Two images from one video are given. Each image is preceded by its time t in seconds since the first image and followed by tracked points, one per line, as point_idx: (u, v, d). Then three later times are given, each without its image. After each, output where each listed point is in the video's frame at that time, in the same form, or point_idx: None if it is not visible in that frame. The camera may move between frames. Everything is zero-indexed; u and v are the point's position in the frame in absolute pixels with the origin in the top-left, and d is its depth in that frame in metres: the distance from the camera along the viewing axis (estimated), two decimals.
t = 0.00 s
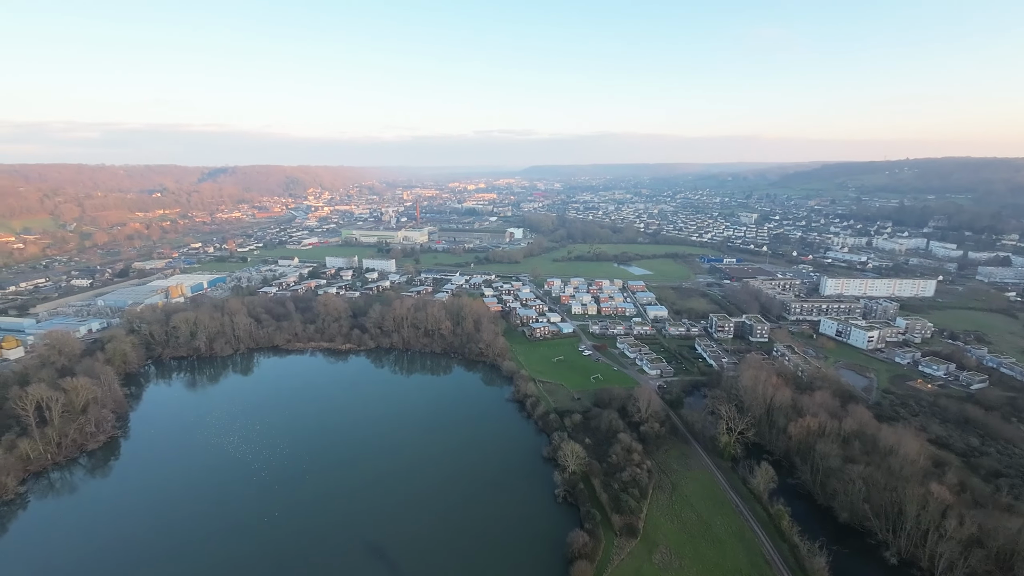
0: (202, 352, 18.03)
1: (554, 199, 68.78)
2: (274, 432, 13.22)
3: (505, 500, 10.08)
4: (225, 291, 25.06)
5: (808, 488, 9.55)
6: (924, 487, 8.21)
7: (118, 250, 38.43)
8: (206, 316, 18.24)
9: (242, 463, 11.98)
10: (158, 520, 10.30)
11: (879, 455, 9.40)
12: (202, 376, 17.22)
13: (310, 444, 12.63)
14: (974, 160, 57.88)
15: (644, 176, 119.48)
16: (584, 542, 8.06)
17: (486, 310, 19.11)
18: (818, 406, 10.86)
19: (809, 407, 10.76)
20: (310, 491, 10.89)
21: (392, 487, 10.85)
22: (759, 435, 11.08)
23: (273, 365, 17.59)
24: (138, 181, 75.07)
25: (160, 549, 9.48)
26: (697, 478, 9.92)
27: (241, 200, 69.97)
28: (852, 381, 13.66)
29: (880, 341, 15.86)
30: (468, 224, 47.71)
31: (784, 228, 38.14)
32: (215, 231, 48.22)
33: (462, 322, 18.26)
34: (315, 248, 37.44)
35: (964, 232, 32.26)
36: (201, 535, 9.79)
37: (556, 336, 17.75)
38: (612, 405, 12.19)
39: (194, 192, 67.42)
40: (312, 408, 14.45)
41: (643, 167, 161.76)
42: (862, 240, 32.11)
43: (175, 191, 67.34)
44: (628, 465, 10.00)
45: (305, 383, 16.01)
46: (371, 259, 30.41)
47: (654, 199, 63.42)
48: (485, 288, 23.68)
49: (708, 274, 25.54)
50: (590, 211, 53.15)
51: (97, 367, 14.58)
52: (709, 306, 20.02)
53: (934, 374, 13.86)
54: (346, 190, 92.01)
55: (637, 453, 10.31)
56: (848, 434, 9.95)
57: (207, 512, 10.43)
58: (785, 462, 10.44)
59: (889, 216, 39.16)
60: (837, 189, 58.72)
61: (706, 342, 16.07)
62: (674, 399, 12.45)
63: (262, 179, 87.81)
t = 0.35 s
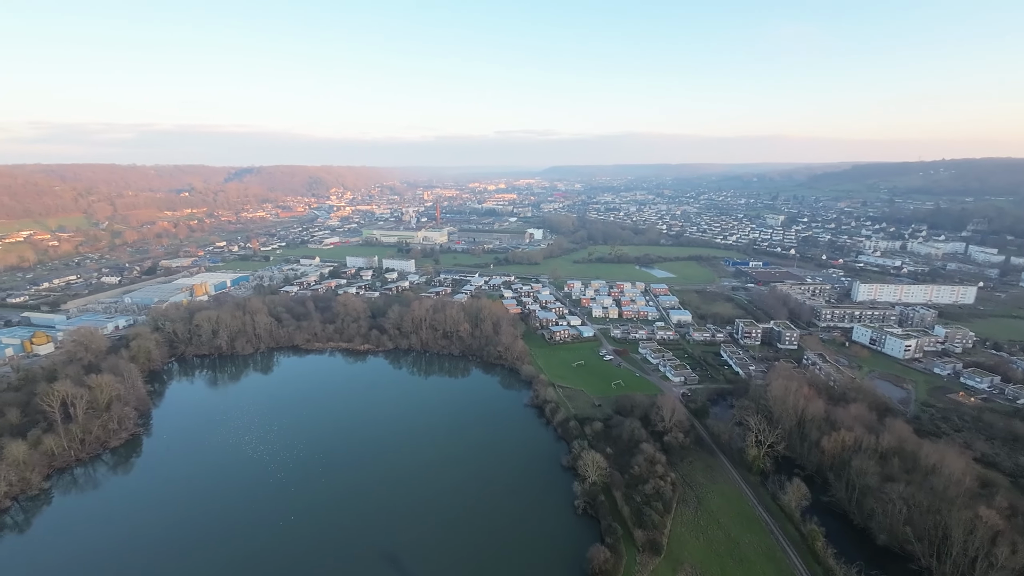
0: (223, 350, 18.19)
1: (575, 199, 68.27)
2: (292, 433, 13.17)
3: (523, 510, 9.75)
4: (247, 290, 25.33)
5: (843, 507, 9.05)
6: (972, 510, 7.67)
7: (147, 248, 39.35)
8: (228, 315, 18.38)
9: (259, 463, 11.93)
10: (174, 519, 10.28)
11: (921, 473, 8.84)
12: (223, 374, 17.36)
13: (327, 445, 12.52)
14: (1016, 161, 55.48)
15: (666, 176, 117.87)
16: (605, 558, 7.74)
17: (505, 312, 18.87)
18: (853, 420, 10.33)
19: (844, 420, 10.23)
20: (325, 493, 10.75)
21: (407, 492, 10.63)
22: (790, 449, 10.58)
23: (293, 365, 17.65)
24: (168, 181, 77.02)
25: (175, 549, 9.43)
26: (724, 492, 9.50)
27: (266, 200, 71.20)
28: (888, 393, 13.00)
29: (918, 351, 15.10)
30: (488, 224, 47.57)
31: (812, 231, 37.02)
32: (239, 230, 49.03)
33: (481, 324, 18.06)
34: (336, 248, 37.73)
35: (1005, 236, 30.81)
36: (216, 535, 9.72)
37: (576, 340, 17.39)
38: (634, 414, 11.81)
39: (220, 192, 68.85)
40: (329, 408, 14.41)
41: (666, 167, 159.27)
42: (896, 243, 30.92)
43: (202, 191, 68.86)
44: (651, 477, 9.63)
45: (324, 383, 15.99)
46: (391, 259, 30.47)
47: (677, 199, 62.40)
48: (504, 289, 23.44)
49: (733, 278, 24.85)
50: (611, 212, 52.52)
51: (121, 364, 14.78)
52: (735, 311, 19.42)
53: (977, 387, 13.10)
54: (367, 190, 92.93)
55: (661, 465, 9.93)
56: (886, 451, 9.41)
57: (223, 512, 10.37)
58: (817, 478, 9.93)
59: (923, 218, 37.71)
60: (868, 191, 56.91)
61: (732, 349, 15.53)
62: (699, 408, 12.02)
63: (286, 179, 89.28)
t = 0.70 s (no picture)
0: (241, 348, 18.28)
1: (593, 199, 67.75)
2: (307, 433, 13.07)
3: (541, 521, 9.44)
4: (267, 288, 25.52)
5: (878, 525, 8.55)
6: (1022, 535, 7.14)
7: (171, 245, 40.12)
8: (247, 313, 18.48)
9: (274, 463, 11.85)
10: (190, 518, 10.24)
11: (964, 493, 8.30)
12: (242, 372, 17.46)
13: (341, 446, 12.38)
14: None
15: (687, 176, 116.67)
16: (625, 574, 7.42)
17: (523, 314, 18.62)
18: (888, 432, 9.81)
19: (879, 432, 9.71)
20: (340, 495, 10.63)
21: (423, 497, 10.46)
22: (820, 462, 10.09)
23: (310, 364, 17.68)
24: (192, 180, 78.59)
25: (188, 550, 9.36)
26: (750, 507, 9.07)
27: (287, 198, 72.16)
28: (925, 404, 12.37)
29: (956, 359, 14.37)
30: (506, 224, 47.40)
31: (839, 232, 35.98)
32: (261, 228, 49.67)
33: (498, 326, 17.83)
34: (354, 246, 37.92)
35: None
36: (230, 536, 9.63)
37: (595, 343, 17.04)
38: (655, 422, 11.43)
39: (243, 191, 69.96)
40: (345, 408, 14.32)
41: (684, 167, 158.35)
42: (928, 246, 29.82)
43: (226, 190, 70.04)
44: (673, 489, 9.25)
45: (341, 383, 15.95)
46: (408, 258, 30.47)
47: (698, 200, 61.37)
48: (522, 290, 23.17)
49: (757, 280, 24.19)
50: (631, 211, 51.85)
51: (142, 362, 14.90)
52: (759, 315, 18.85)
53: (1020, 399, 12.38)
54: (386, 189, 93.61)
55: (683, 476, 9.55)
56: (926, 467, 8.88)
57: (237, 512, 10.30)
58: (850, 494, 9.43)
59: (957, 220, 36.33)
60: (897, 191, 55.21)
61: (758, 354, 15.01)
62: (723, 417, 11.60)
63: (307, 178, 90.38)
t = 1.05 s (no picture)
0: (259, 347, 18.35)
1: (612, 199, 67.07)
2: (321, 433, 12.96)
3: (557, 533, 9.08)
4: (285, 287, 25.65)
5: (915, 546, 8.05)
6: None
7: (193, 243, 40.75)
8: (265, 312, 18.55)
9: (288, 462, 11.73)
10: (203, 516, 10.21)
11: (1010, 515, 7.76)
12: (259, 369, 17.53)
13: (356, 447, 12.26)
14: None
15: (707, 175, 114.94)
16: None
17: (540, 315, 18.33)
18: (926, 447, 9.27)
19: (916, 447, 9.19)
20: (354, 496, 10.52)
21: (436, 499, 10.28)
22: (852, 477, 9.60)
23: (327, 363, 17.67)
24: (216, 178, 79.89)
25: (201, 548, 9.32)
26: (778, 523, 8.65)
27: (307, 197, 72.89)
28: (964, 417, 11.73)
29: (996, 369, 13.63)
30: (524, 223, 47.09)
31: (868, 234, 34.83)
32: (281, 226, 50.19)
33: (514, 327, 17.57)
34: (372, 245, 38.04)
35: None
36: (241, 536, 9.50)
37: (613, 347, 16.65)
38: (676, 430, 11.04)
39: (264, 189, 70.85)
40: (360, 408, 14.24)
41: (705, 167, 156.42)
42: (963, 249, 28.64)
43: (248, 188, 71.01)
44: (696, 503, 8.88)
45: (357, 383, 15.87)
46: (425, 258, 30.39)
47: (719, 200, 60.20)
48: (539, 291, 22.87)
49: (781, 283, 23.50)
50: (651, 211, 51.08)
51: (161, 359, 15.01)
52: (784, 319, 18.25)
53: None
54: (404, 188, 94.00)
55: (706, 488, 9.17)
56: (968, 485, 8.34)
57: (249, 512, 10.19)
58: (884, 511, 8.93)
59: (994, 222, 34.89)
60: (929, 192, 53.40)
61: (783, 361, 14.48)
62: (747, 426, 11.16)
63: (327, 176, 91.23)
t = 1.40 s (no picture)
0: (278, 347, 18.42)
1: (633, 200, 66.28)
2: (337, 434, 12.88)
3: (576, 547, 8.74)
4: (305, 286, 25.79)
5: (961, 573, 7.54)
6: None
7: (217, 242, 41.42)
8: (284, 312, 18.62)
9: (303, 464, 11.61)
10: (220, 515, 10.19)
11: None
12: (278, 369, 17.61)
13: (372, 448, 12.14)
14: None
15: (730, 176, 113.09)
16: None
17: (559, 318, 18.01)
18: (971, 466, 8.71)
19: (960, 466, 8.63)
20: (369, 497, 10.39)
21: (452, 505, 10.09)
22: (889, 495, 9.08)
23: (344, 363, 17.66)
24: (240, 178, 81.30)
25: (217, 546, 9.29)
26: (811, 543, 8.19)
27: (328, 197, 73.67)
28: (1009, 433, 11.05)
29: None
30: (543, 224, 46.76)
31: (900, 237, 33.63)
32: (302, 226, 50.77)
33: (533, 330, 17.29)
34: (391, 245, 38.14)
35: None
36: (254, 539, 9.37)
37: (634, 352, 16.25)
38: (701, 441, 10.64)
39: (287, 189, 71.80)
40: (377, 409, 14.12)
41: (727, 167, 153.73)
42: (1003, 254, 27.41)
43: (271, 188, 72.04)
44: (723, 519, 8.48)
45: (374, 384, 15.79)
46: (444, 258, 30.32)
47: (743, 201, 58.99)
48: (558, 293, 22.55)
49: (809, 288, 22.75)
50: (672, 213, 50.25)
51: (182, 358, 15.12)
52: (813, 326, 17.60)
53: None
54: (424, 188, 94.43)
55: (733, 504, 8.76)
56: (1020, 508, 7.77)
57: (263, 514, 10.08)
58: (925, 534, 8.41)
59: None
60: (964, 194, 51.48)
61: (813, 370, 13.89)
62: (776, 439, 10.71)
63: (348, 176, 92.15)
